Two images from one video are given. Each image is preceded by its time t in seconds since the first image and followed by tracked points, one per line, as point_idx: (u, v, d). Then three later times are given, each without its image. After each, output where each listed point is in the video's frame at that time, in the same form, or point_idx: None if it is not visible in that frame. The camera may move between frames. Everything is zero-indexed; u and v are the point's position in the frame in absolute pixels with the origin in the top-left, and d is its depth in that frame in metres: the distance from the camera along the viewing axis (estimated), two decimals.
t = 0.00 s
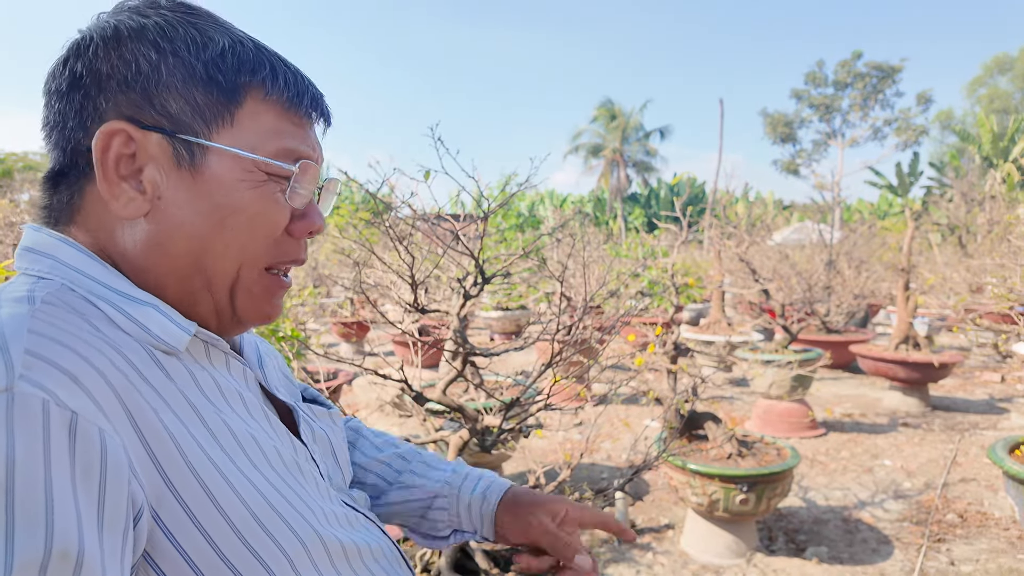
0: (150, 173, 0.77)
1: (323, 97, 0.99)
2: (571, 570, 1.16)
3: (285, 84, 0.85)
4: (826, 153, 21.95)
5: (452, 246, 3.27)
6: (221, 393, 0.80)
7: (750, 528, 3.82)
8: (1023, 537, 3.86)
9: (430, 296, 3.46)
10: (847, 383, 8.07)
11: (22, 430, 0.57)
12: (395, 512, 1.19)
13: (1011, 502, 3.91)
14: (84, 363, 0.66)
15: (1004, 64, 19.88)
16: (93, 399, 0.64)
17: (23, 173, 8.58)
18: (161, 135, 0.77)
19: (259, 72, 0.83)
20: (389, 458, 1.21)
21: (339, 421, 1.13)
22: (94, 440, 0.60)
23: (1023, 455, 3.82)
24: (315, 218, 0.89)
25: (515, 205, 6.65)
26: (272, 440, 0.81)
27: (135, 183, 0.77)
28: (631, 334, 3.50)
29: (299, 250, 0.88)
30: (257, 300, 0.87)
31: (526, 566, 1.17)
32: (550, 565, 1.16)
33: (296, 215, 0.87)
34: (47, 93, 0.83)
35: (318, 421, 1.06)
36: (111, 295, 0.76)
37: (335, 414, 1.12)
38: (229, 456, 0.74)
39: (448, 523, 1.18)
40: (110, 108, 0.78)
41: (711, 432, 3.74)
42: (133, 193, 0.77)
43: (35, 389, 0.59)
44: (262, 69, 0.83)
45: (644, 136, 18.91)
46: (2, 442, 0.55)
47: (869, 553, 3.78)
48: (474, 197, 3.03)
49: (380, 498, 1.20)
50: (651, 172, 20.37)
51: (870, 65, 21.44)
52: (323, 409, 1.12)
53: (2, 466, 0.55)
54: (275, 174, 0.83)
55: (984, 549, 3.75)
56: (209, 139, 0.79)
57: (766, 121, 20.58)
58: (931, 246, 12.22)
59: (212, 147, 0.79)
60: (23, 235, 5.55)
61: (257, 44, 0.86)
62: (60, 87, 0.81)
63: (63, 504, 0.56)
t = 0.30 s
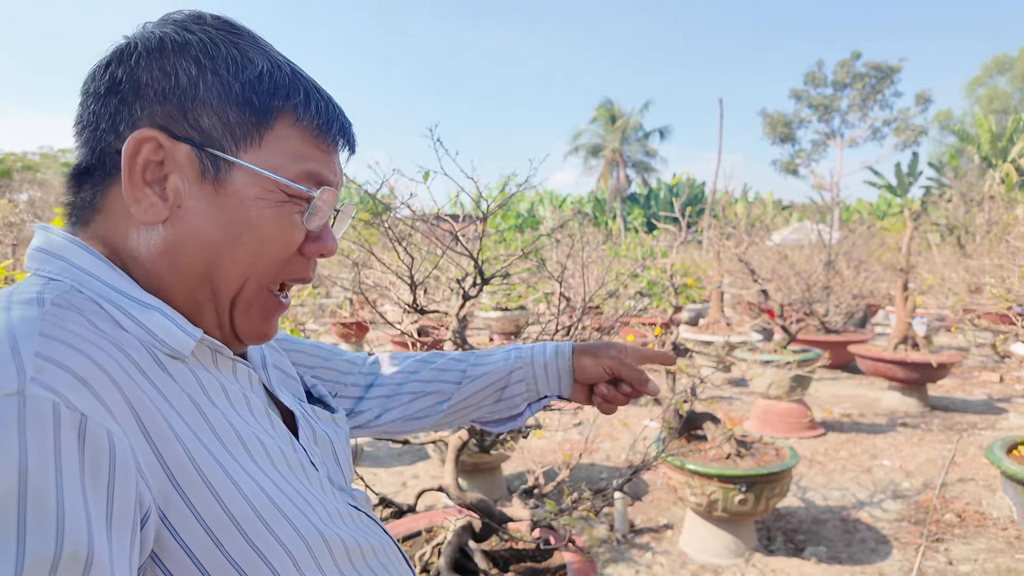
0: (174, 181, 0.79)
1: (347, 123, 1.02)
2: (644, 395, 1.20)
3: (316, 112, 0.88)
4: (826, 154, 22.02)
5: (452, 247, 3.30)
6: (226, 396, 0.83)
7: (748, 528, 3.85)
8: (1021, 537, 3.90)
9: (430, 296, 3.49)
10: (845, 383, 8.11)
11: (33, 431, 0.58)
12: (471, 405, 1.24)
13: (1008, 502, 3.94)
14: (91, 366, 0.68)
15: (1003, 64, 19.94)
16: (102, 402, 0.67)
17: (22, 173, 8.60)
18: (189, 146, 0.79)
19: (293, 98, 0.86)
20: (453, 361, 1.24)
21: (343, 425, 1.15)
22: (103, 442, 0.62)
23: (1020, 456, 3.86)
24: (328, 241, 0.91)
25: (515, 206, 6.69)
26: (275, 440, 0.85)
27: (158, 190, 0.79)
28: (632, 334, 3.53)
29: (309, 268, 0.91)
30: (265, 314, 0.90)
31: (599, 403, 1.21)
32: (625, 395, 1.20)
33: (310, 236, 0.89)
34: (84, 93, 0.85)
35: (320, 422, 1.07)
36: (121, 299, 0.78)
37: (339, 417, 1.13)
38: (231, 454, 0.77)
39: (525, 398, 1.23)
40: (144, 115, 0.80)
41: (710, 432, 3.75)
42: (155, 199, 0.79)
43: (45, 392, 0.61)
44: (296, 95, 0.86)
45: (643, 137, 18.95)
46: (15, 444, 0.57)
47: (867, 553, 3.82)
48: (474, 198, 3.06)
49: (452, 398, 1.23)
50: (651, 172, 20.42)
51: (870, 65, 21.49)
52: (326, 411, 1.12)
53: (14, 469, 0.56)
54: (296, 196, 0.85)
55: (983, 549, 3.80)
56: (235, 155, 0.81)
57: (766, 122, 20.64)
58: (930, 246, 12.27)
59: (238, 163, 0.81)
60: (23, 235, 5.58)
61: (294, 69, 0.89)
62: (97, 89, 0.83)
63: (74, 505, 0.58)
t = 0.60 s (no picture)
0: (185, 191, 0.78)
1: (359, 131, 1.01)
2: (660, 385, 1.19)
3: (330, 127, 0.86)
4: (825, 154, 22.04)
5: (451, 247, 3.29)
6: (230, 398, 0.81)
7: (748, 528, 3.84)
8: (1020, 537, 3.89)
9: (429, 296, 3.47)
10: (844, 383, 8.11)
11: (36, 434, 0.57)
12: (481, 393, 1.22)
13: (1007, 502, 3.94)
14: (92, 368, 0.66)
15: (1002, 64, 19.95)
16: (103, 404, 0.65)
17: (20, 173, 8.57)
18: (202, 157, 0.78)
19: (308, 112, 0.84)
20: (463, 350, 1.23)
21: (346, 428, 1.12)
22: (106, 445, 0.61)
23: (1019, 456, 3.85)
24: (334, 253, 0.90)
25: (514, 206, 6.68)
26: (280, 442, 0.83)
27: (168, 200, 0.78)
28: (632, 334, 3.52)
29: (314, 280, 0.89)
30: (271, 325, 0.88)
31: (614, 395, 1.18)
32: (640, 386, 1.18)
33: (316, 249, 0.87)
34: (94, 95, 0.83)
35: (323, 426, 1.05)
36: (126, 301, 0.76)
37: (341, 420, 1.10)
38: (234, 456, 0.75)
39: (537, 386, 1.21)
40: (158, 124, 0.79)
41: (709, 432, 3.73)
42: (166, 209, 0.77)
43: (48, 395, 0.60)
44: (311, 110, 0.85)
45: (642, 137, 18.95)
46: (18, 446, 0.56)
47: (866, 553, 3.81)
48: (472, 198, 3.05)
49: (463, 386, 1.21)
50: (650, 172, 20.44)
51: (869, 65, 21.49)
52: (329, 415, 1.10)
53: (16, 473, 0.55)
54: (306, 210, 0.84)
55: (982, 549, 3.79)
56: (247, 168, 0.80)
57: (765, 122, 20.64)
58: (929, 246, 12.28)
59: (250, 177, 0.80)
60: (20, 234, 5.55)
61: (310, 80, 0.88)
62: (109, 92, 0.81)
63: (77, 509, 0.56)
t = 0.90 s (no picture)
0: (180, 196, 0.80)
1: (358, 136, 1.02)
2: (657, 386, 1.22)
3: (330, 137, 0.88)
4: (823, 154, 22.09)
5: (449, 248, 3.31)
6: (229, 399, 0.83)
7: (745, 528, 3.87)
8: (1016, 536, 3.92)
9: (427, 297, 3.49)
10: (841, 383, 8.15)
11: (35, 434, 0.60)
12: (480, 396, 1.25)
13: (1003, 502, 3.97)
14: (92, 370, 0.69)
15: (1000, 64, 20.01)
16: (101, 405, 0.68)
17: (17, 173, 8.57)
18: (198, 162, 0.80)
19: (309, 123, 0.85)
20: (462, 352, 1.26)
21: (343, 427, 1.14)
22: (103, 445, 0.64)
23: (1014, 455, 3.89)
24: (326, 258, 0.92)
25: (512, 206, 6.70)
26: (277, 442, 0.85)
27: (164, 203, 0.80)
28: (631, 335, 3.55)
29: (303, 283, 0.91)
30: (264, 325, 0.90)
31: (613, 397, 1.22)
32: (637, 387, 1.22)
33: (309, 255, 0.89)
34: (93, 92, 0.85)
35: (321, 426, 1.07)
36: (124, 303, 0.79)
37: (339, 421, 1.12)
38: (232, 457, 0.78)
39: (537, 388, 1.24)
40: (157, 126, 0.80)
41: (706, 432, 3.77)
42: (161, 212, 0.79)
43: (46, 396, 0.62)
44: (312, 119, 0.86)
45: (641, 137, 18.97)
46: (17, 446, 0.58)
47: (863, 553, 3.84)
48: (471, 199, 3.07)
49: (462, 387, 1.25)
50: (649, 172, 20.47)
51: (867, 66, 21.54)
52: (327, 415, 1.12)
53: (15, 473, 0.58)
54: (300, 218, 0.85)
55: (978, 548, 3.82)
56: (244, 176, 0.82)
57: (763, 122, 20.68)
58: (926, 246, 12.33)
59: (246, 184, 0.81)
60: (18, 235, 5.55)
61: (312, 89, 0.89)
62: (108, 92, 0.83)
63: (74, 508, 0.59)
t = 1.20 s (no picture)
0: (172, 190, 0.78)
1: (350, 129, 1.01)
2: (658, 381, 1.22)
3: (322, 130, 0.87)
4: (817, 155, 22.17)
5: (445, 247, 3.31)
6: (221, 397, 0.82)
7: (741, 526, 3.89)
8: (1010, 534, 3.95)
9: (423, 296, 3.49)
10: (836, 383, 8.18)
11: (23, 435, 0.59)
12: (479, 392, 1.25)
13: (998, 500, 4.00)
14: (83, 367, 0.68)
15: (993, 65, 20.13)
16: (92, 403, 0.67)
17: (10, 172, 8.53)
18: (190, 155, 0.78)
19: (302, 115, 0.84)
20: (460, 348, 1.26)
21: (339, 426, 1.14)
22: (93, 444, 0.63)
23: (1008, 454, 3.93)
24: (318, 252, 0.91)
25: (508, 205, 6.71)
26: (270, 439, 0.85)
27: (156, 198, 0.78)
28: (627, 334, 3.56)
29: (298, 278, 0.91)
30: (258, 321, 0.89)
31: (614, 392, 1.22)
32: (638, 382, 1.22)
33: (302, 248, 0.89)
34: (81, 85, 0.83)
35: (317, 425, 1.07)
36: (115, 300, 0.78)
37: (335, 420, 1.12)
38: (226, 455, 0.77)
39: (536, 383, 1.24)
40: (147, 120, 0.78)
41: (702, 431, 3.79)
42: (153, 207, 0.78)
43: (35, 395, 0.62)
44: (305, 112, 0.85)
45: (637, 137, 19.01)
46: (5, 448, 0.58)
47: (859, 551, 3.86)
48: (467, 198, 3.07)
49: (460, 383, 1.25)
50: (644, 172, 20.51)
51: (861, 66, 21.62)
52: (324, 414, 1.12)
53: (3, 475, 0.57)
54: (293, 210, 0.84)
55: (973, 546, 3.84)
56: (237, 169, 0.80)
57: (758, 122, 20.73)
58: (920, 246, 12.40)
59: (239, 178, 0.80)
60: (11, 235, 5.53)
61: (304, 82, 0.88)
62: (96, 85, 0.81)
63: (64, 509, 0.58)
